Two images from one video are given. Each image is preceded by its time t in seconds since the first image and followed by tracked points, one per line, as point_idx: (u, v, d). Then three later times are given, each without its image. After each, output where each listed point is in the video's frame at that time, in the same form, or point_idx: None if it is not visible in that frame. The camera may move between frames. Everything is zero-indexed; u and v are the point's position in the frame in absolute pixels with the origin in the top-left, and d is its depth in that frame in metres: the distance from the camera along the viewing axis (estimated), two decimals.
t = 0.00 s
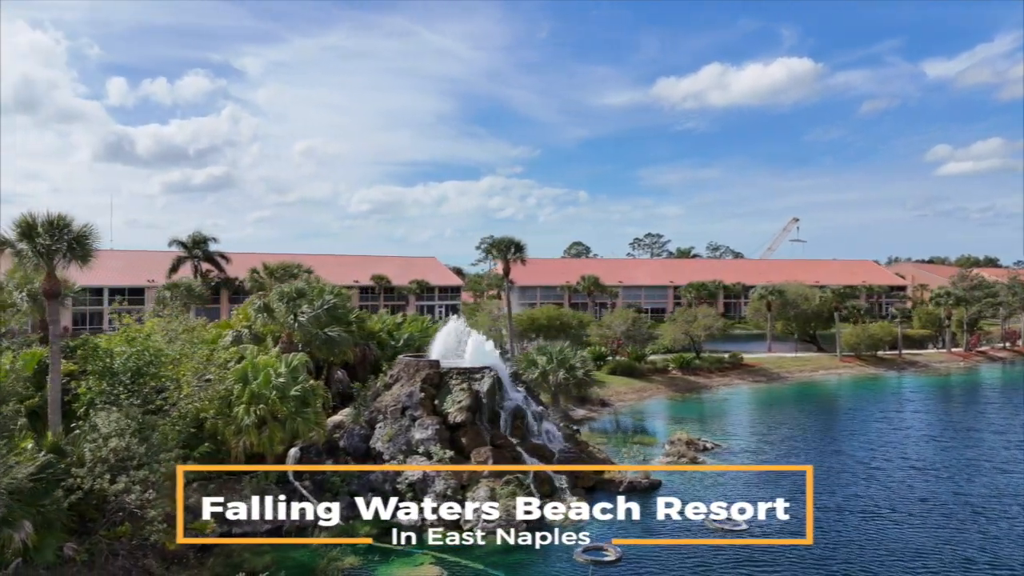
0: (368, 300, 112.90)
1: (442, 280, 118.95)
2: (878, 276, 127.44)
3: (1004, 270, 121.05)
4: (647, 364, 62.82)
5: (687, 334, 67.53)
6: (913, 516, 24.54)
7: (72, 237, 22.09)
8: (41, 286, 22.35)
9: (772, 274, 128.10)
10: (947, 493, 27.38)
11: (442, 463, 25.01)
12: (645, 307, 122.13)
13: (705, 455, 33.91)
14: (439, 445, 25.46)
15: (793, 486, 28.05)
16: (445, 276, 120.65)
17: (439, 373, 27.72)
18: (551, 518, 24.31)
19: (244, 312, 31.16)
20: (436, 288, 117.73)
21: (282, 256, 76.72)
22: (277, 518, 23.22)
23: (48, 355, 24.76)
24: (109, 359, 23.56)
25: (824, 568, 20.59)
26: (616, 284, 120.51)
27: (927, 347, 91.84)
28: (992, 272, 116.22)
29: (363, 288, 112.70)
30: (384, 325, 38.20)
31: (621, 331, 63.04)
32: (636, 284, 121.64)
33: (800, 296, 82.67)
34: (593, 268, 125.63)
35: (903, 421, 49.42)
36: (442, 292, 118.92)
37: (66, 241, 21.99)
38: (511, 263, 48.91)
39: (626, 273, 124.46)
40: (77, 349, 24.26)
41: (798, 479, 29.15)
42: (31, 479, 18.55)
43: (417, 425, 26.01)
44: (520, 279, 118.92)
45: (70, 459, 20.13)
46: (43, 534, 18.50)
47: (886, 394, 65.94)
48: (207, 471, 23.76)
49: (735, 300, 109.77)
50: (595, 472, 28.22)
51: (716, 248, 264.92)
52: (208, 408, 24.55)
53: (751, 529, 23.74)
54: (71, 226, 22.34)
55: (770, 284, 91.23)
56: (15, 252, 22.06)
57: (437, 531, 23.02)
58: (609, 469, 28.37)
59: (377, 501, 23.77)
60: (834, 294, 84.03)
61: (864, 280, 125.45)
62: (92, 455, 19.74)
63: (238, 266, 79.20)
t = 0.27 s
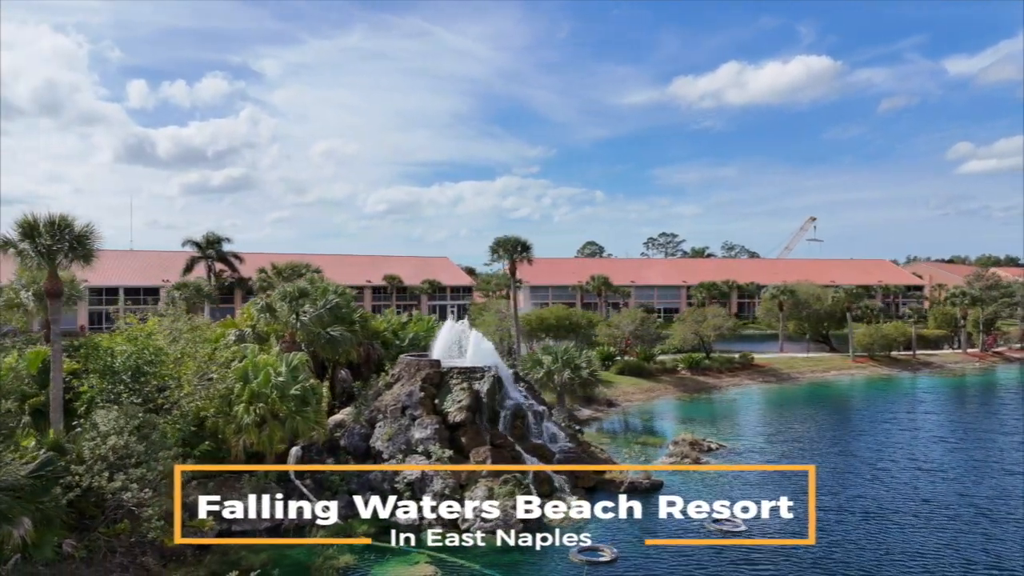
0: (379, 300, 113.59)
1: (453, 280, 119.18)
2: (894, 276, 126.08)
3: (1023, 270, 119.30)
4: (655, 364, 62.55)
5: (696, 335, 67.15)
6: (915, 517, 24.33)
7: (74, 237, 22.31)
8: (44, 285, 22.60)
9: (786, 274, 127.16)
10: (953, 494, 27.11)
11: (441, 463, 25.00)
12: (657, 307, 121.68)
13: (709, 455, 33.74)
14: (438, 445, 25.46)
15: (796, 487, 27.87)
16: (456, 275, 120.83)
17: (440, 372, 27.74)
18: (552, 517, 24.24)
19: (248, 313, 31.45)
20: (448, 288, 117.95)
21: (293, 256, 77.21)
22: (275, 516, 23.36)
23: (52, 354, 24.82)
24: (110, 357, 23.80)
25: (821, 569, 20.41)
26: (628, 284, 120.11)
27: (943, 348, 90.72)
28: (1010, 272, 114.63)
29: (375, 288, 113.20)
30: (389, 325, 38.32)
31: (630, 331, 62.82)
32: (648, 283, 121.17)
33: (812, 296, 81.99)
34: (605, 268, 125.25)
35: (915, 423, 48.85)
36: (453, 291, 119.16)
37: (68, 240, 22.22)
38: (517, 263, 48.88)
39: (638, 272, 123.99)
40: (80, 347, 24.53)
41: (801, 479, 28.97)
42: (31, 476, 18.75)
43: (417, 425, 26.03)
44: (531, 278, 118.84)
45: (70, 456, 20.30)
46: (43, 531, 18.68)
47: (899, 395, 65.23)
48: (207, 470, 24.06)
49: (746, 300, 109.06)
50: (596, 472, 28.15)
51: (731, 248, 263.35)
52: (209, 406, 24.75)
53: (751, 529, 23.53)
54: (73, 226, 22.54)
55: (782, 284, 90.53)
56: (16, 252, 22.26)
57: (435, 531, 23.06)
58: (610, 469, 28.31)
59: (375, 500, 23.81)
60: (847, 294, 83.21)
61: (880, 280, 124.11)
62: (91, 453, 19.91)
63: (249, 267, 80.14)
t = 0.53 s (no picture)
0: (392, 299, 114.28)
1: (465, 280, 119.41)
2: (910, 275, 124.63)
3: None
4: (664, 364, 62.27)
5: (706, 334, 66.76)
6: (918, 518, 24.13)
7: (76, 237, 22.62)
8: (47, 285, 22.91)
9: (799, 274, 126.14)
10: (958, 495, 26.85)
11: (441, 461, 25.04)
12: (670, 306, 121.19)
13: (713, 456, 33.59)
14: (438, 444, 25.48)
15: (799, 487, 27.73)
16: (468, 275, 121.01)
17: (441, 371, 27.76)
18: (554, 515, 24.16)
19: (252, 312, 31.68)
20: (460, 288, 118.19)
21: (304, 257, 77.73)
22: (275, 513, 23.49)
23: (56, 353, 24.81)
24: (113, 356, 24.07)
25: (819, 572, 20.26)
26: (641, 283, 119.82)
27: (959, 348, 89.57)
28: None
29: (387, 287, 113.73)
30: (394, 324, 38.44)
31: (638, 331, 62.57)
32: (660, 283, 120.71)
33: (825, 296, 81.29)
34: (617, 267, 124.91)
35: (926, 424, 48.28)
36: (465, 291, 119.40)
37: (70, 241, 22.51)
38: (524, 263, 48.83)
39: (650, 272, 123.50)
40: (84, 345, 24.83)
41: (805, 480, 28.83)
42: (31, 474, 19.02)
43: (417, 424, 26.08)
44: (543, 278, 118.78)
45: (71, 454, 20.56)
46: (43, 527, 18.93)
47: (911, 395, 64.49)
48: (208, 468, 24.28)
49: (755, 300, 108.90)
50: (597, 472, 28.07)
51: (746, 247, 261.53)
52: (210, 405, 24.97)
53: (750, 530, 23.35)
54: (76, 226, 22.85)
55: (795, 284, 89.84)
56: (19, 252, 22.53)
57: (433, 530, 23.08)
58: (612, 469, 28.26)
59: (371, 495, 23.84)
60: (860, 294, 82.38)
61: (896, 280, 122.71)
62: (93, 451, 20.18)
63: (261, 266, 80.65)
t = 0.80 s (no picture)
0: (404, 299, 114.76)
1: (477, 280, 119.52)
2: (926, 275, 123.22)
3: None
4: (673, 365, 61.95)
5: (716, 335, 66.33)
6: (920, 519, 23.96)
7: (78, 238, 22.87)
8: (50, 285, 23.15)
9: (813, 273, 125.12)
10: (964, 496, 26.63)
11: (440, 461, 25.07)
12: (683, 306, 120.64)
13: (717, 457, 33.43)
14: (437, 443, 25.53)
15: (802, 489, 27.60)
16: (480, 275, 121.20)
17: (442, 371, 27.80)
18: (553, 518, 24.04)
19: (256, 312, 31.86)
20: (471, 288, 118.32)
21: (315, 257, 78.09)
22: (275, 512, 23.63)
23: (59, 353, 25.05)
24: (115, 355, 24.30)
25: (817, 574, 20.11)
26: (653, 283, 119.38)
27: (975, 349, 88.41)
28: None
29: (399, 287, 114.13)
30: (398, 324, 38.55)
31: (647, 331, 62.26)
32: (671, 283, 120.18)
33: (837, 296, 80.56)
34: (628, 267, 124.48)
35: (938, 425, 47.72)
36: (477, 291, 119.54)
37: (73, 241, 22.79)
38: (530, 263, 48.75)
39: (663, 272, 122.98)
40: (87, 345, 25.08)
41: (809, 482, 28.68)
42: (32, 472, 19.23)
43: (417, 423, 26.13)
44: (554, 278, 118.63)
45: (71, 452, 20.76)
46: (43, 524, 19.13)
47: (926, 396, 63.70)
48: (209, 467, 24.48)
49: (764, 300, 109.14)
50: (598, 472, 28.02)
51: (761, 247, 259.60)
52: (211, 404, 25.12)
53: (751, 532, 23.12)
54: (78, 227, 23.11)
55: (807, 284, 89.05)
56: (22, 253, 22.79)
57: (430, 531, 23.03)
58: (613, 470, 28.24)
59: (360, 483, 24.27)
60: (873, 293, 81.51)
61: (912, 280, 121.32)
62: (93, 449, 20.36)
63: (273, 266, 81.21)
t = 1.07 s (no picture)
0: (415, 299, 115.15)
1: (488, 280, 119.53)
2: (942, 275, 121.78)
3: None
4: (682, 365, 61.59)
5: (725, 335, 65.88)
6: (923, 523, 23.84)
7: (81, 238, 23.15)
8: (53, 285, 23.43)
9: (827, 273, 124.07)
10: (968, 498, 26.44)
11: (438, 460, 25.10)
12: (695, 306, 120.04)
13: (720, 458, 33.21)
14: (437, 443, 25.53)
15: (804, 491, 27.52)
16: (492, 275, 121.21)
17: (443, 371, 27.85)
18: (552, 519, 23.98)
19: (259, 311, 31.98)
20: (483, 287, 118.35)
21: (326, 257, 78.38)
22: (274, 511, 23.76)
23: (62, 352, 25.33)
24: (117, 354, 24.58)
25: None
26: (665, 283, 118.85)
27: (991, 349, 87.25)
28: None
29: (411, 287, 114.48)
30: (403, 323, 38.61)
31: (655, 331, 61.94)
32: (683, 283, 119.63)
33: (850, 296, 79.80)
34: (640, 267, 123.99)
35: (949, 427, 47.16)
36: (489, 290, 119.64)
37: (75, 241, 23.05)
38: (537, 262, 48.68)
39: (675, 272, 122.39)
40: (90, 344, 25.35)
41: (812, 484, 28.58)
42: (33, 468, 19.47)
43: (417, 423, 26.15)
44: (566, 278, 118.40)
45: (72, 450, 20.99)
46: (43, 522, 19.35)
47: (939, 397, 62.94)
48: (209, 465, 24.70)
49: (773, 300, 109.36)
50: (598, 472, 27.94)
51: (777, 246, 257.59)
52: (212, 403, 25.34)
53: (751, 533, 22.88)
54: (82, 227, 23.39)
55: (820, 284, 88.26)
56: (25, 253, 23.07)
57: (429, 530, 23.00)
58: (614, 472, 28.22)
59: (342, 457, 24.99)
60: (887, 293, 80.65)
61: (927, 280, 119.94)
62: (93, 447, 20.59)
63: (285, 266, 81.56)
